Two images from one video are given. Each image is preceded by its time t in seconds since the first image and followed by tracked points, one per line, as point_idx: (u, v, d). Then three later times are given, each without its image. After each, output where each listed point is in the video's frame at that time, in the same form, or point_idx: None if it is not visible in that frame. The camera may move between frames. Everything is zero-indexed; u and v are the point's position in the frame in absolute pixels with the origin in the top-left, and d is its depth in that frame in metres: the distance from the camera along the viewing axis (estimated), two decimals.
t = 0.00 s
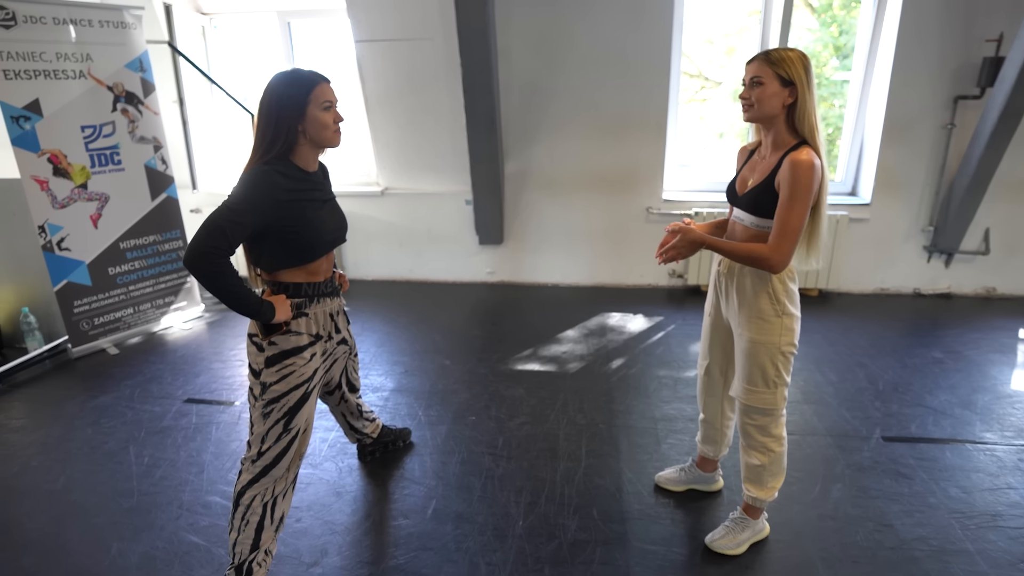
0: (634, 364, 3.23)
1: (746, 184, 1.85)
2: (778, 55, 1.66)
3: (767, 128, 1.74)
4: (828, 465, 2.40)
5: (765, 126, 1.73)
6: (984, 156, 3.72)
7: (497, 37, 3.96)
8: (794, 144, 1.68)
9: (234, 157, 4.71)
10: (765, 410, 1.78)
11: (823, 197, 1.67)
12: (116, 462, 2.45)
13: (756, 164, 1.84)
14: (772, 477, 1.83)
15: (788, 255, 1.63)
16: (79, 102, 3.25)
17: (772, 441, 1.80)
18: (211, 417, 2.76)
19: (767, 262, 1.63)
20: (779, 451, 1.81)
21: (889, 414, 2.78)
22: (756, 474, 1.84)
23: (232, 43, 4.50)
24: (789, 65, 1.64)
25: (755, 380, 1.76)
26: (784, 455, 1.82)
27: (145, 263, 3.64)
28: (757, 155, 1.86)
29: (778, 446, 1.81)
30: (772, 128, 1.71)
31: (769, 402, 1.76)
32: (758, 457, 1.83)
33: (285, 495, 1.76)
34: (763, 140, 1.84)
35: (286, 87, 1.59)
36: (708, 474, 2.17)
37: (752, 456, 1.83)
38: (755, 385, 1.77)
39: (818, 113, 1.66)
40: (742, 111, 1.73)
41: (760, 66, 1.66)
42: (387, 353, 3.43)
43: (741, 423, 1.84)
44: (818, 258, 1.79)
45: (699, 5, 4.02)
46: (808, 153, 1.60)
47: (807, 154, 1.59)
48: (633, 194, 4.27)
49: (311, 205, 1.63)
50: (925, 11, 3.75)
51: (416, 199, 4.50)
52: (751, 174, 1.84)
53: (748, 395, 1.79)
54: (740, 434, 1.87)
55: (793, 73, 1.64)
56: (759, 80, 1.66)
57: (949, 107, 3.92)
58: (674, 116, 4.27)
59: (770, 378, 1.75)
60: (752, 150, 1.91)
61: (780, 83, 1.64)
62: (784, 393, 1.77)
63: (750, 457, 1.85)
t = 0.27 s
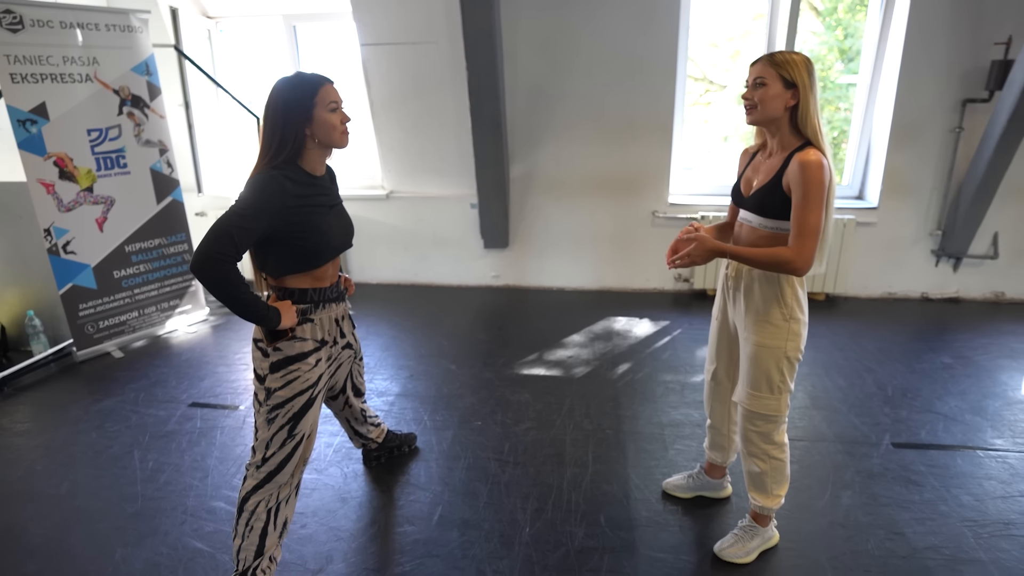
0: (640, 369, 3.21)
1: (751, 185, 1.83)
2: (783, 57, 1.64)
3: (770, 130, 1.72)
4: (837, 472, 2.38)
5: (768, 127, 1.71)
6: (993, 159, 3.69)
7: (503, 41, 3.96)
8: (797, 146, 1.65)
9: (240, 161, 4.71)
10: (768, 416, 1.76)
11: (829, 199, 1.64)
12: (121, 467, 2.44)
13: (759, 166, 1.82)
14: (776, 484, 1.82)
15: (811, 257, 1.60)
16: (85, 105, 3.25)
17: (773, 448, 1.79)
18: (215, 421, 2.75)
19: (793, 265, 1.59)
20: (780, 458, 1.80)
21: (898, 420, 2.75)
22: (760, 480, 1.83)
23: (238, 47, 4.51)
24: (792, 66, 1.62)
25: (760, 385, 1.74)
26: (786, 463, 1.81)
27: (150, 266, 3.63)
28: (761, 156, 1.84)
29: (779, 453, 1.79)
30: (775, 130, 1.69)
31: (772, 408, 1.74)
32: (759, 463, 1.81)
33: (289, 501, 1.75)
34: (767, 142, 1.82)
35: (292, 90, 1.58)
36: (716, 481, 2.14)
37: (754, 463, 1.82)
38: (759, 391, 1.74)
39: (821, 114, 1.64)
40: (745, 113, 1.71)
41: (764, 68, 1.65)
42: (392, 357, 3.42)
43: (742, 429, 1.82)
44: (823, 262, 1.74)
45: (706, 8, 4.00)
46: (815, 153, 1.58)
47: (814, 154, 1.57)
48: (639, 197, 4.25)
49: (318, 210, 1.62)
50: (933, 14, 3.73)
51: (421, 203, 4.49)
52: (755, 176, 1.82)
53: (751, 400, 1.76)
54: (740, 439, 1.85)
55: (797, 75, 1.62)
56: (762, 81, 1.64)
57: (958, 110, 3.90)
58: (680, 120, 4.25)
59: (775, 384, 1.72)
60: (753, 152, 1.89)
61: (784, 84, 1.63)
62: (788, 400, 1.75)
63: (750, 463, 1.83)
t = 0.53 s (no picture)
0: (642, 372, 3.19)
1: (758, 189, 1.81)
2: (786, 61, 1.63)
3: (778, 133, 1.71)
4: (839, 477, 2.36)
5: (777, 131, 1.70)
6: (995, 163, 3.68)
7: (506, 42, 3.95)
8: (809, 149, 1.65)
9: (241, 162, 4.70)
10: (771, 421, 1.75)
11: (838, 202, 1.65)
12: (119, 469, 2.42)
13: (767, 169, 1.80)
14: (778, 489, 1.81)
15: (795, 251, 1.57)
16: (85, 106, 3.24)
17: (776, 453, 1.77)
18: (215, 424, 2.74)
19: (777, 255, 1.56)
20: (783, 463, 1.79)
21: (900, 424, 2.74)
22: (762, 485, 1.82)
23: (240, 48, 4.50)
24: (797, 69, 1.61)
25: (763, 390, 1.73)
26: (789, 468, 1.80)
27: (150, 267, 3.62)
28: (768, 160, 1.83)
29: (782, 458, 1.78)
30: (784, 134, 1.68)
31: (775, 413, 1.73)
32: (761, 468, 1.80)
33: (288, 505, 1.74)
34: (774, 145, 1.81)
35: (293, 92, 1.57)
36: (718, 485, 2.13)
37: (756, 468, 1.81)
38: (762, 396, 1.73)
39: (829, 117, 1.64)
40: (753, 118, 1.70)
41: (768, 73, 1.63)
42: (393, 360, 3.40)
43: (744, 434, 1.80)
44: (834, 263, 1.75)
45: (708, 11, 3.99)
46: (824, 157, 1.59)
47: (825, 158, 1.58)
48: (641, 200, 4.25)
49: (317, 212, 1.61)
50: (935, 18, 3.72)
51: (423, 205, 4.48)
52: (762, 179, 1.80)
53: (754, 404, 1.75)
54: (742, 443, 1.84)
55: (802, 78, 1.61)
56: (769, 86, 1.63)
57: (960, 114, 3.89)
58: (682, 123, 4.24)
59: (778, 388, 1.71)
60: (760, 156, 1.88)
61: (790, 88, 1.62)
62: (791, 404, 1.74)
63: (752, 468, 1.82)
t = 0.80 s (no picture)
0: (633, 372, 3.19)
1: (750, 190, 1.81)
2: (777, 63, 1.63)
3: (770, 135, 1.71)
4: (830, 476, 2.37)
5: (769, 133, 1.70)
6: (984, 165, 3.71)
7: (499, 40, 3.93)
8: (801, 151, 1.64)
9: (231, 158, 4.66)
10: (760, 422, 1.75)
11: (832, 202, 1.64)
12: (106, 469, 2.39)
13: (759, 170, 1.79)
14: (767, 489, 1.81)
15: (804, 258, 1.56)
16: (73, 100, 3.20)
17: (765, 453, 1.78)
18: (204, 423, 2.71)
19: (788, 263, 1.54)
20: (772, 463, 1.79)
21: (890, 424, 2.76)
22: (751, 485, 1.82)
23: (230, 43, 4.46)
24: (788, 71, 1.61)
25: (752, 390, 1.73)
26: (778, 468, 1.80)
27: (139, 265, 3.58)
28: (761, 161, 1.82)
29: (771, 458, 1.78)
30: (777, 135, 1.68)
31: (765, 413, 1.73)
32: (750, 468, 1.80)
33: (277, 505, 1.72)
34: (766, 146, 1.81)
35: (282, 89, 1.56)
36: (709, 485, 2.13)
37: (745, 468, 1.81)
38: (752, 396, 1.73)
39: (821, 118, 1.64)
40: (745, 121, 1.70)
41: (758, 75, 1.63)
42: (384, 359, 3.39)
43: (734, 434, 1.81)
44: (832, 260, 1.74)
45: (701, 10, 3.99)
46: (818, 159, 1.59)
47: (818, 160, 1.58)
48: (634, 199, 4.25)
49: (306, 210, 1.59)
50: (926, 19, 3.74)
51: (415, 203, 4.46)
52: (755, 181, 1.80)
53: (743, 404, 1.75)
54: (732, 443, 1.84)
55: (793, 79, 1.61)
56: (760, 89, 1.63)
57: (951, 116, 3.92)
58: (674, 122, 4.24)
59: (767, 389, 1.72)
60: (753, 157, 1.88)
61: (782, 89, 1.62)
62: (780, 405, 1.74)
63: (741, 468, 1.82)
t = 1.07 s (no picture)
0: (625, 373, 3.20)
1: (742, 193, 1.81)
2: (770, 64, 1.63)
3: (760, 136, 1.71)
4: (820, 478, 2.38)
5: (760, 135, 1.70)
6: (975, 169, 3.74)
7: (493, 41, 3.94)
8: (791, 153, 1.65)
9: (223, 156, 4.64)
10: (752, 426, 1.75)
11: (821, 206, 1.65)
12: (94, 469, 2.37)
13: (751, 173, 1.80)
14: (758, 492, 1.82)
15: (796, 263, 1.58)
16: (63, 97, 3.18)
17: (757, 457, 1.78)
18: (194, 422, 2.69)
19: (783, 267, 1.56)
20: (764, 466, 1.79)
21: (880, 426, 2.77)
22: (742, 489, 1.82)
23: (223, 41, 4.44)
24: (779, 72, 1.61)
25: (745, 394, 1.73)
26: (769, 471, 1.81)
27: (129, 263, 3.56)
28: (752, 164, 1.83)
29: (763, 462, 1.79)
30: (768, 138, 1.68)
31: (757, 417, 1.73)
32: (741, 471, 1.80)
33: (267, 505, 1.71)
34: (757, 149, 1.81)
35: (274, 87, 1.55)
36: (700, 487, 2.14)
37: (736, 472, 1.81)
38: (745, 400, 1.73)
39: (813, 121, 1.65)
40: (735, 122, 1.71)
41: (751, 77, 1.64)
42: (376, 359, 3.38)
43: (726, 437, 1.81)
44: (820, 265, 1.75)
45: (696, 13, 4.01)
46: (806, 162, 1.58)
47: (806, 163, 1.58)
48: (627, 201, 4.25)
49: (298, 208, 1.59)
50: (918, 25, 3.77)
51: (408, 203, 4.45)
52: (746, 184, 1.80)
53: (736, 408, 1.75)
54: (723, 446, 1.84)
55: (786, 81, 1.61)
56: (752, 90, 1.63)
57: (942, 120, 3.95)
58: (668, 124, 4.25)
59: (760, 393, 1.72)
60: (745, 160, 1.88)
61: (772, 91, 1.62)
62: (773, 409, 1.74)
63: (733, 472, 1.82)
